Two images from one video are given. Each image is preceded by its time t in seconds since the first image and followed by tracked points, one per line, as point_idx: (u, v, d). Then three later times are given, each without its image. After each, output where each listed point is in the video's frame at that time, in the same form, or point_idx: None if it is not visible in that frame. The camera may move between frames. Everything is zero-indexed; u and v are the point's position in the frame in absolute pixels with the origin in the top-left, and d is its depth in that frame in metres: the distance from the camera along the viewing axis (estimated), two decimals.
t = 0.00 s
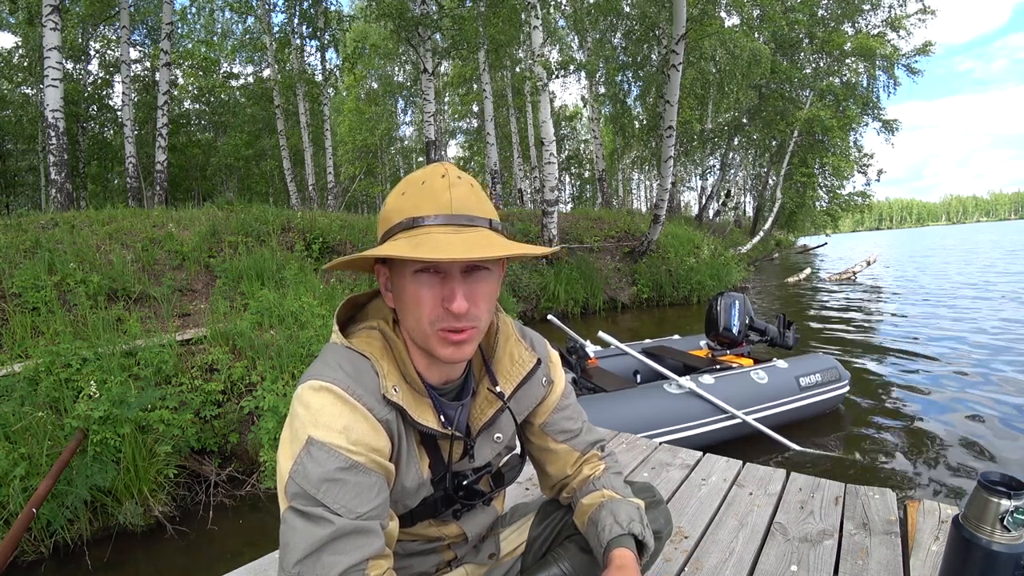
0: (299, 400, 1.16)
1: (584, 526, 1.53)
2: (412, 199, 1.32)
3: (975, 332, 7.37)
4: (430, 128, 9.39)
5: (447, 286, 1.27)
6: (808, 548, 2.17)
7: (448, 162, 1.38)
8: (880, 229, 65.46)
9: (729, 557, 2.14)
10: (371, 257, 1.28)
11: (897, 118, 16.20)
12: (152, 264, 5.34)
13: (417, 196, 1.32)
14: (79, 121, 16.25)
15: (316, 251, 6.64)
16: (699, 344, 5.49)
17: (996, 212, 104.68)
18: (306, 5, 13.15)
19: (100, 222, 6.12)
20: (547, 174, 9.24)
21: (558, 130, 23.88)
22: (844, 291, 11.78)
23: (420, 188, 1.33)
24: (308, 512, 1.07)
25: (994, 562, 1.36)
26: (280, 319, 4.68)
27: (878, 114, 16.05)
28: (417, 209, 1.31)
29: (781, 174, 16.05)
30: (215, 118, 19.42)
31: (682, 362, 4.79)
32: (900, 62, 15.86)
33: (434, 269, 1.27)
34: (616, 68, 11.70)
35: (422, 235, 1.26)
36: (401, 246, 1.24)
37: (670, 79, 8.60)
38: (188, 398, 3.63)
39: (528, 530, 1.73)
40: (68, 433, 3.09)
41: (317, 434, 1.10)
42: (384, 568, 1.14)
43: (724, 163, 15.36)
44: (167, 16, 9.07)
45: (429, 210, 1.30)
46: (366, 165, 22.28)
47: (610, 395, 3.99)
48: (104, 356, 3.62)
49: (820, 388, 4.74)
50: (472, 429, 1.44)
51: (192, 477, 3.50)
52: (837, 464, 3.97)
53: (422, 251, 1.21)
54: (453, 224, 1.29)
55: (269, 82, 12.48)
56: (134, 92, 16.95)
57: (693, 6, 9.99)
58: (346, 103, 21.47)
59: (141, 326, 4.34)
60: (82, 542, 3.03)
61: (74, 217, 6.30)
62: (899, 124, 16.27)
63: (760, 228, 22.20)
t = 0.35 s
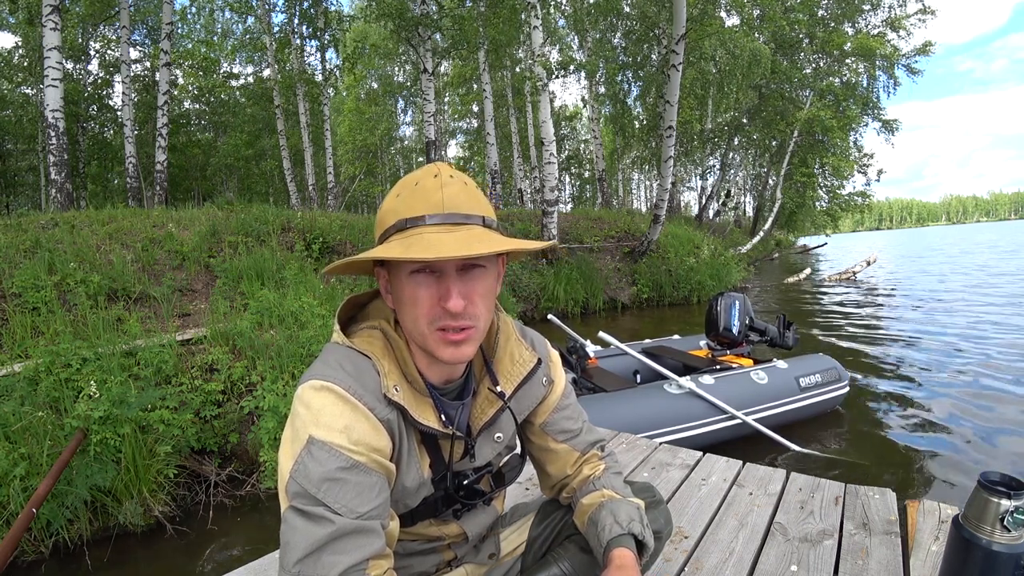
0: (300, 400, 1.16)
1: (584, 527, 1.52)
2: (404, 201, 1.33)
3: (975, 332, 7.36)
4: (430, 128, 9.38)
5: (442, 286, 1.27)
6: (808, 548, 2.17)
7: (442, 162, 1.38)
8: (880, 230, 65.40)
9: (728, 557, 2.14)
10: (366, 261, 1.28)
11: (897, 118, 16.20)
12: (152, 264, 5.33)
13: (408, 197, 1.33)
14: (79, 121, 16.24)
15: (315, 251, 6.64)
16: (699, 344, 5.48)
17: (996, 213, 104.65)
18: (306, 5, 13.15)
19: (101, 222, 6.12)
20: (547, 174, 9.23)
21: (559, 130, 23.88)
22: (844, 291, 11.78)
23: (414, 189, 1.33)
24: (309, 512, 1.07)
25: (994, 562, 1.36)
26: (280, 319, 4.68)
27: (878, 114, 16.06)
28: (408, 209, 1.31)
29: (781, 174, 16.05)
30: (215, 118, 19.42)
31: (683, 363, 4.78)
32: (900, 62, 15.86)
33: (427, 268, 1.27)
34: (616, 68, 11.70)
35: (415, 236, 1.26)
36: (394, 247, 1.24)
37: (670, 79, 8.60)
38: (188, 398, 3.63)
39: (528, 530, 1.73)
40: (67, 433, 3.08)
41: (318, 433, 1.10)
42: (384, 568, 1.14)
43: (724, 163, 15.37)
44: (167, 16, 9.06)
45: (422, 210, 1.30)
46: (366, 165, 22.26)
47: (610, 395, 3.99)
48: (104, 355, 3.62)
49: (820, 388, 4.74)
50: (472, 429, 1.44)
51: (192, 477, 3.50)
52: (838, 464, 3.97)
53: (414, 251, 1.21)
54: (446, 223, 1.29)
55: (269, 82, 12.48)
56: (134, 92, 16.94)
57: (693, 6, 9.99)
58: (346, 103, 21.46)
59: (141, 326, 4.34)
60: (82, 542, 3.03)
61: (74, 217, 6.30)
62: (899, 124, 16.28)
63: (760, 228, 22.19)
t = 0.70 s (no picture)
0: (300, 400, 1.16)
1: (584, 527, 1.53)
2: (395, 207, 1.33)
3: (975, 332, 7.37)
4: (430, 128, 9.38)
5: (435, 289, 1.27)
6: (808, 548, 2.17)
7: (433, 162, 1.37)
8: (881, 230, 65.38)
9: (729, 557, 2.14)
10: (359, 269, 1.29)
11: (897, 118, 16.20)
12: (152, 264, 5.33)
13: (399, 203, 1.33)
14: (79, 121, 16.24)
15: (316, 251, 6.64)
16: (699, 344, 5.48)
17: (997, 213, 104.59)
18: (306, 6, 13.15)
19: (101, 222, 6.12)
20: (547, 174, 9.23)
21: (558, 130, 23.88)
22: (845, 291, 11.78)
23: (406, 192, 1.33)
24: (310, 513, 1.07)
25: (995, 562, 1.36)
26: (280, 319, 4.68)
27: (878, 114, 16.06)
28: (399, 215, 1.31)
29: (781, 174, 16.06)
30: (215, 118, 19.43)
31: (682, 362, 4.78)
32: (900, 62, 15.85)
33: (419, 273, 1.27)
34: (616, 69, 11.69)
35: (405, 241, 1.26)
36: (385, 253, 1.25)
37: (670, 79, 8.61)
38: (188, 398, 3.63)
39: (528, 530, 1.73)
40: (68, 433, 3.08)
41: (319, 434, 1.11)
42: (384, 569, 1.13)
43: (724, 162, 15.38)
44: (167, 16, 9.07)
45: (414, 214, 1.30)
46: (366, 165, 22.26)
47: (610, 395, 3.99)
48: (104, 356, 3.62)
49: (819, 388, 4.74)
50: (473, 429, 1.44)
51: (192, 477, 3.50)
52: (837, 464, 3.97)
53: (405, 257, 1.21)
54: (437, 226, 1.28)
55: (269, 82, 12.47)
56: (134, 92, 16.93)
57: (693, 6, 10.00)
58: (346, 103, 21.45)
59: (142, 326, 4.34)
60: (82, 542, 3.03)
61: (74, 217, 6.30)
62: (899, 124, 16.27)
63: (760, 228, 22.18)
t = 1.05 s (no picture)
0: (300, 401, 1.16)
1: (584, 527, 1.53)
2: (398, 203, 1.33)
3: (976, 332, 7.36)
4: (430, 128, 9.38)
5: (435, 289, 1.27)
6: (809, 548, 2.17)
7: (433, 161, 1.37)
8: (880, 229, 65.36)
9: (728, 557, 2.14)
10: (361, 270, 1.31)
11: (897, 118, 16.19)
12: (152, 264, 5.33)
13: (400, 200, 1.33)
14: (79, 121, 16.24)
15: (316, 251, 6.64)
16: (699, 344, 5.48)
17: (996, 213, 104.57)
18: (306, 6, 13.13)
19: (101, 222, 6.12)
20: (547, 174, 9.23)
21: (558, 130, 23.88)
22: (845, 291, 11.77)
23: (406, 191, 1.33)
24: (309, 513, 1.07)
25: (995, 562, 1.36)
26: (279, 319, 4.68)
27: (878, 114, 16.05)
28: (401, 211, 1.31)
29: (781, 174, 16.05)
30: (215, 118, 19.42)
31: (682, 363, 4.78)
32: (900, 62, 15.84)
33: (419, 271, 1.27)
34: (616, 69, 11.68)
35: (406, 240, 1.26)
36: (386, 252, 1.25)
37: (670, 79, 8.60)
38: (188, 398, 3.63)
39: (528, 530, 1.73)
40: (68, 433, 3.08)
41: (318, 434, 1.11)
42: (384, 569, 1.13)
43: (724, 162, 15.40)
44: (167, 16, 9.06)
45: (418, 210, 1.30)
46: (366, 165, 22.25)
47: (610, 395, 3.99)
48: (104, 356, 3.62)
49: (819, 388, 4.74)
50: (473, 430, 1.44)
51: (192, 477, 3.50)
52: (837, 464, 3.97)
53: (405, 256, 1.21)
54: (436, 226, 1.29)
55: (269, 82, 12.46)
56: (134, 92, 16.93)
57: (693, 6, 10.00)
58: (346, 103, 21.44)
59: (142, 326, 4.34)
60: (82, 542, 3.03)
61: (74, 217, 6.30)
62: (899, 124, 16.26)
63: (760, 228, 22.17)
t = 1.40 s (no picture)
0: (301, 401, 1.16)
1: (585, 527, 1.53)
2: (418, 207, 1.30)
3: (977, 332, 7.36)
4: (430, 128, 9.38)
5: (459, 301, 1.26)
6: (809, 548, 2.17)
7: (455, 166, 1.36)
8: (880, 229, 65.35)
9: (729, 557, 2.14)
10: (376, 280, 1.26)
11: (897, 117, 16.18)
12: (152, 264, 5.33)
13: (419, 204, 1.30)
14: (79, 121, 16.24)
15: (316, 251, 6.63)
16: (698, 344, 5.48)
17: (997, 213, 104.56)
18: (306, 6, 13.10)
19: (101, 222, 6.12)
20: (547, 174, 9.23)
21: (559, 130, 23.88)
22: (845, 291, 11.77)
23: (428, 194, 1.30)
24: (310, 515, 1.07)
25: (995, 562, 1.36)
26: (279, 319, 4.68)
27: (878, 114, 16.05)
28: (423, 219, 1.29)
29: (781, 174, 16.05)
30: (215, 118, 19.42)
31: (682, 362, 4.78)
32: (900, 62, 15.83)
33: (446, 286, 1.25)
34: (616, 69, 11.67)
35: (433, 251, 1.25)
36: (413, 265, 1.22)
37: (670, 79, 8.60)
38: (188, 398, 3.63)
39: (529, 530, 1.73)
40: (68, 432, 3.09)
41: (318, 435, 1.11)
42: (385, 570, 1.13)
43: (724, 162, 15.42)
44: (168, 16, 9.06)
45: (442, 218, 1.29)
46: (367, 165, 22.25)
47: (610, 396, 3.98)
48: (104, 355, 3.62)
49: (819, 387, 4.74)
50: (475, 431, 1.45)
51: (192, 477, 3.50)
52: (837, 464, 3.97)
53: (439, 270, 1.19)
54: (463, 238, 1.29)
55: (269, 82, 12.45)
56: (134, 92, 16.93)
57: (693, 7, 10.00)
58: (346, 103, 21.44)
59: (142, 326, 4.34)
60: (82, 542, 3.03)
61: (74, 217, 6.30)
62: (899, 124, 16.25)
63: (760, 228, 22.16)
